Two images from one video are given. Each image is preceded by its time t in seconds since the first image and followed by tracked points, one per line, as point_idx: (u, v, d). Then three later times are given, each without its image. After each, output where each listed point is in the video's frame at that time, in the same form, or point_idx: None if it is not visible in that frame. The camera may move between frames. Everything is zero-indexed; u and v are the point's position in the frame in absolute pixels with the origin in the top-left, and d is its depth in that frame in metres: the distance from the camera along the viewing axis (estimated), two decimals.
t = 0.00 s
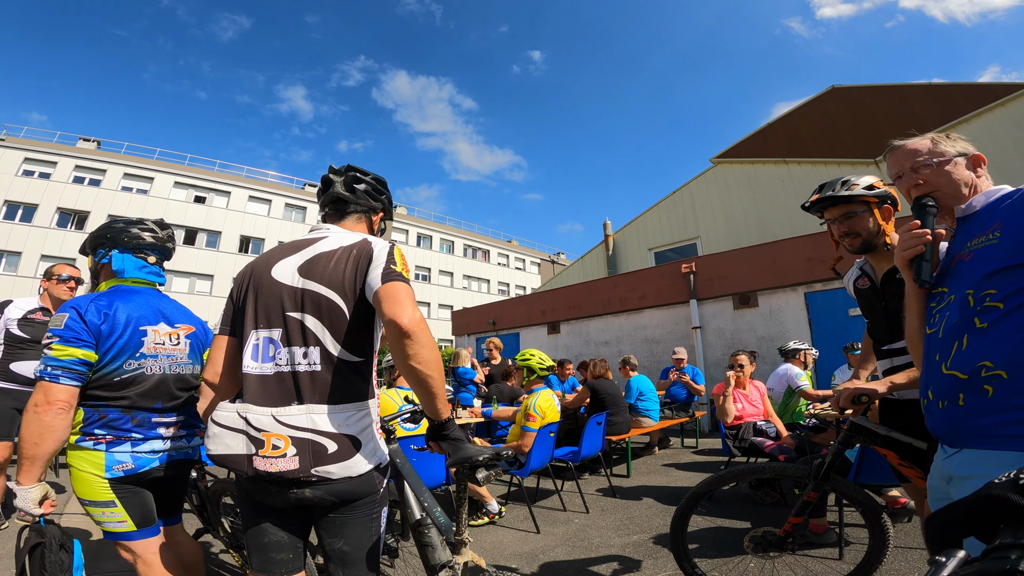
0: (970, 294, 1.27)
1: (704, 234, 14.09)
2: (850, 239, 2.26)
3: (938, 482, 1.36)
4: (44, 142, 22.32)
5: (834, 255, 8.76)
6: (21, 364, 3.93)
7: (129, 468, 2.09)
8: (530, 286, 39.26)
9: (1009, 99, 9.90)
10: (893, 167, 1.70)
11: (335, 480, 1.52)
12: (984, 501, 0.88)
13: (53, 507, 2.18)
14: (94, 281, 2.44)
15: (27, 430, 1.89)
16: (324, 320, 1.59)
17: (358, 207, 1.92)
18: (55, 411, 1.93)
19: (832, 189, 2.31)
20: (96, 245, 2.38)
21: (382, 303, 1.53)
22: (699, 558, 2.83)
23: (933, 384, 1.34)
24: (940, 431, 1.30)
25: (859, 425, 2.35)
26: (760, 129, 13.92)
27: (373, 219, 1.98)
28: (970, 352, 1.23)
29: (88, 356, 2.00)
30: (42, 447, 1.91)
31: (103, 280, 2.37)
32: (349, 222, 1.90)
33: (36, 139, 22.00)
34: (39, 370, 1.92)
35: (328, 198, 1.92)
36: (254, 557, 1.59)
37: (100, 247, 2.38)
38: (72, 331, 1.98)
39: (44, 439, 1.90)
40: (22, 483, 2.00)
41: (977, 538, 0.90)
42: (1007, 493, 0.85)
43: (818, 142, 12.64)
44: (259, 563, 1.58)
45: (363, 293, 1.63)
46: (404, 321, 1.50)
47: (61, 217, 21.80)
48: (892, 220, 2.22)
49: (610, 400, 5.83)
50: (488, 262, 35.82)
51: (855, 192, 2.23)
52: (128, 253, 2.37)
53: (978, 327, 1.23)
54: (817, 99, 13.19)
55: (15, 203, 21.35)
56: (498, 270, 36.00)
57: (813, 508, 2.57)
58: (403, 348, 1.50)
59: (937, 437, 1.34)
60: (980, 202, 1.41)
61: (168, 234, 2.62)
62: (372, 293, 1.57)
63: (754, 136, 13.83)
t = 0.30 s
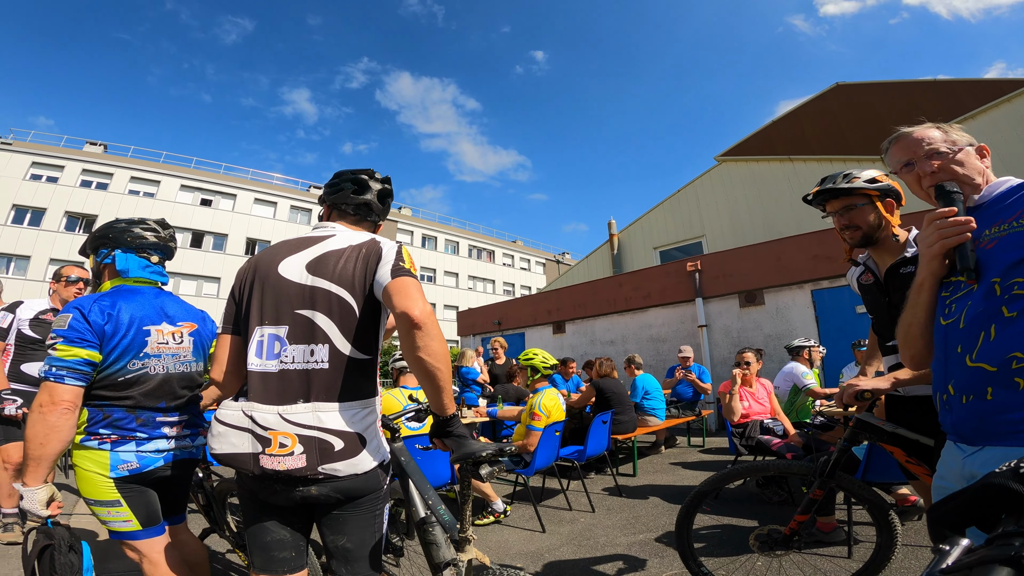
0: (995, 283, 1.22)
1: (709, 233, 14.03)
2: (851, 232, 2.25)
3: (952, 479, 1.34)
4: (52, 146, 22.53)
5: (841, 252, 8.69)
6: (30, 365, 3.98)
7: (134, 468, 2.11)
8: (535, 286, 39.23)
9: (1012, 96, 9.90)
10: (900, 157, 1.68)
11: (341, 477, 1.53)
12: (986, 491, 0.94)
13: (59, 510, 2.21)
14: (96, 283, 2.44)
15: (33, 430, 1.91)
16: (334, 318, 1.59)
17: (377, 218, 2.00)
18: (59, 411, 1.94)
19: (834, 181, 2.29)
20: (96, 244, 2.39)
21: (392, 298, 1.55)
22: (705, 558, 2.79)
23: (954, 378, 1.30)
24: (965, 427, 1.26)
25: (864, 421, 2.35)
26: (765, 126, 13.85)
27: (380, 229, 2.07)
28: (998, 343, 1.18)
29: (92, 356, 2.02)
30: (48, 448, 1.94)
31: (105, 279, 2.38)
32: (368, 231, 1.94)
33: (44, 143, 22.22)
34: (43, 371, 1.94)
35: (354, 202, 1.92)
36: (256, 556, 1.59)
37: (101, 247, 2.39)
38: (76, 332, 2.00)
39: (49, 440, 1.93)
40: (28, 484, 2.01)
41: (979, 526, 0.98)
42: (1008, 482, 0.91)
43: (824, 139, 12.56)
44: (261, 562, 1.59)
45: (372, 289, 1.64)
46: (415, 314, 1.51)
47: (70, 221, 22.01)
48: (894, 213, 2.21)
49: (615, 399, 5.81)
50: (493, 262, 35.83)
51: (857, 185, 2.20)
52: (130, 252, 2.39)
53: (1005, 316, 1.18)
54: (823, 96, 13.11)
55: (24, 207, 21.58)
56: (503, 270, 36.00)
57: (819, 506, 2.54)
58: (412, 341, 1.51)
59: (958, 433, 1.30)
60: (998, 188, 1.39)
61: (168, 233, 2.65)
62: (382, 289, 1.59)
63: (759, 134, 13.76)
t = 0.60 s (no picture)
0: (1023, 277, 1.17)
1: (717, 231, 13.96)
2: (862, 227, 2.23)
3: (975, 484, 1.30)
4: (61, 151, 22.75)
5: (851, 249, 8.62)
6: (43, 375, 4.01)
7: (147, 471, 2.13)
8: (542, 286, 39.21)
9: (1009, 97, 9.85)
10: (913, 146, 1.65)
11: (354, 480, 1.53)
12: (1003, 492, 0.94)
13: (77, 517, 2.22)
14: (102, 291, 2.45)
15: (48, 439, 1.95)
16: (345, 321, 1.60)
17: (385, 224, 2.01)
18: (73, 420, 1.97)
19: (847, 175, 2.27)
20: (97, 251, 2.39)
21: (403, 300, 1.55)
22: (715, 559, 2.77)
23: (981, 379, 1.25)
24: (992, 431, 1.22)
25: (875, 421, 2.32)
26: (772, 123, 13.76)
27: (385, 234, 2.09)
28: None
29: (103, 365, 2.04)
30: (64, 456, 1.97)
31: (110, 285, 2.38)
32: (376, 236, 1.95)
33: (54, 148, 22.46)
34: (56, 381, 1.95)
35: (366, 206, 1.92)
36: (269, 558, 1.59)
37: (101, 253, 2.39)
38: (85, 341, 2.01)
39: (65, 448, 1.96)
40: (46, 493, 2.03)
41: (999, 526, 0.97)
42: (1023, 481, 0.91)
43: (832, 136, 12.46)
44: (274, 564, 1.60)
45: (382, 292, 1.65)
46: (426, 316, 1.51)
47: (80, 225, 22.24)
48: (907, 210, 2.18)
49: (623, 399, 5.80)
50: (499, 262, 35.84)
51: (868, 179, 2.19)
52: (131, 254, 2.39)
53: None
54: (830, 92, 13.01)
55: (35, 212, 21.81)
56: (510, 271, 36.01)
57: (831, 506, 2.52)
58: (423, 342, 1.51)
59: (984, 437, 1.26)
60: (1013, 178, 1.35)
61: (168, 233, 2.64)
62: (393, 292, 1.59)
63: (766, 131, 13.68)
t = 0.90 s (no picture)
0: None
1: (719, 231, 13.95)
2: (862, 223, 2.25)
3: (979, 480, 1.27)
4: (65, 153, 22.85)
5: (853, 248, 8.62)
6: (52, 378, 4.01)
7: (156, 471, 2.14)
8: (544, 287, 39.21)
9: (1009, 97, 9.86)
10: (910, 126, 1.61)
11: (362, 479, 1.55)
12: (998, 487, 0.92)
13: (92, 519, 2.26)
14: (106, 295, 2.47)
15: (61, 445, 1.96)
16: (353, 321, 1.61)
17: (392, 225, 2.02)
18: (85, 425, 2.00)
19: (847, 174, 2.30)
20: (98, 254, 2.41)
21: (409, 301, 1.56)
22: (720, 559, 2.77)
23: (998, 380, 1.21)
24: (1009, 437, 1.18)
25: (879, 419, 2.32)
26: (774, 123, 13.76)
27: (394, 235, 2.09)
28: None
29: (112, 370, 2.05)
30: (78, 461, 1.99)
31: (113, 287, 2.39)
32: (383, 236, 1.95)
33: (59, 150, 22.57)
34: (66, 387, 1.97)
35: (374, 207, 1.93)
36: (277, 559, 1.60)
37: (101, 256, 2.42)
38: (93, 346, 2.02)
39: (79, 453, 1.99)
40: (61, 497, 2.07)
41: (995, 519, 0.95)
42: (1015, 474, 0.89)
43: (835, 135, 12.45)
44: (282, 565, 1.60)
45: (389, 292, 1.66)
46: (433, 317, 1.52)
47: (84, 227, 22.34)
48: (909, 207, 2.17)
49: (627, 399, 5.81)
50: (502, 263, 35.86)
51: (868, 176, 2.21)
52: (130, 255, 2.41)
53: None
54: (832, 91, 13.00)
55: (39, 214, 21.90)
56: (512, 271, 36.02)
57: (835, 504, 2.53)
58: (430, 343, 1.53)
59: (1001, 442, 1.22)
60: None
61: (167, 233, 2.65)
62: (400, 293, 1.60)
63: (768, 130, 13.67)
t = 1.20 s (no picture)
0: None
1: (722, 230, 13.93)
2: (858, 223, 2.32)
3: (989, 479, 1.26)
4: (69, 154, 22.93)
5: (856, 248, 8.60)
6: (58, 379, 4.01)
7: (161, 472, 2.15)
8: (547, 287, 39.22)
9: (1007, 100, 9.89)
10: (905, 116, 1.58)
11: (369, 479, 1.56)
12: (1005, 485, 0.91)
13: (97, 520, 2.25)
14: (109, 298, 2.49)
15: (65, 446, 1.99)
16: (359, 321, 1.62)
17: (396, 225, 2.02)
18: (89, 428, 2.01)
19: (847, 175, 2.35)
20: (98, 259, 2.44)
21: (414, 302, 1.57)
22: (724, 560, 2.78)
23: None
24: None
25: (884, 419, 2.34)
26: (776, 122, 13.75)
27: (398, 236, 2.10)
28: None
29: (116, 372, 2.06)
30: (82, 462, 2.02)
31: (115, 289, 2.42)
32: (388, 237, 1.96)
33: (62, 152, 22.65)
34: (70, 390, 1.99)
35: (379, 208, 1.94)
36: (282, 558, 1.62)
37: (101, 259, 2.44)
38: (97, 349, 2.04)
39: (83, 455, 2.01)
40: (65, 498, 2.06)
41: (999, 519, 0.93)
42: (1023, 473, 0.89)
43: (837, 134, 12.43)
44: (288, 564, 1.61)
45: (395, 293, 1.67)
46: (439, 318, 1.53)
47: (87, 228, 22.42)
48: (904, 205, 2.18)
49: (630, 399, 5.82)
50: (504, 263, 35.89)
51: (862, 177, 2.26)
52: (127, 255, 2.42)
53: None
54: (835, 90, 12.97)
55: (42, 215, 21.98)
56: (515, 271, 36.04)
57: (840, 504, 2.52)
58: (436, 343, 1.54)
59: None
60: None
61: (163, 233, 2.66)
62: (405, 294, 1.61)
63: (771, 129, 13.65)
